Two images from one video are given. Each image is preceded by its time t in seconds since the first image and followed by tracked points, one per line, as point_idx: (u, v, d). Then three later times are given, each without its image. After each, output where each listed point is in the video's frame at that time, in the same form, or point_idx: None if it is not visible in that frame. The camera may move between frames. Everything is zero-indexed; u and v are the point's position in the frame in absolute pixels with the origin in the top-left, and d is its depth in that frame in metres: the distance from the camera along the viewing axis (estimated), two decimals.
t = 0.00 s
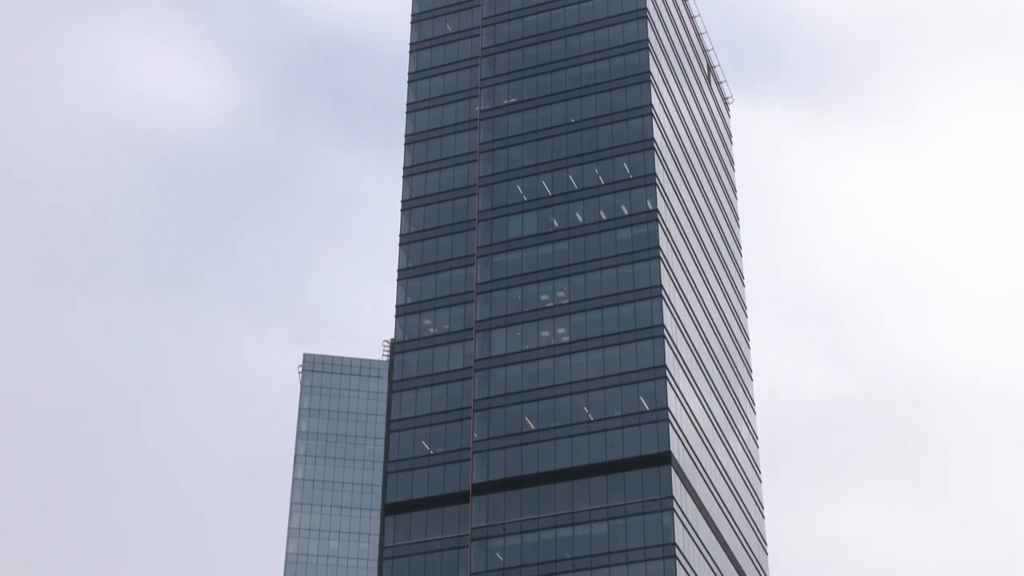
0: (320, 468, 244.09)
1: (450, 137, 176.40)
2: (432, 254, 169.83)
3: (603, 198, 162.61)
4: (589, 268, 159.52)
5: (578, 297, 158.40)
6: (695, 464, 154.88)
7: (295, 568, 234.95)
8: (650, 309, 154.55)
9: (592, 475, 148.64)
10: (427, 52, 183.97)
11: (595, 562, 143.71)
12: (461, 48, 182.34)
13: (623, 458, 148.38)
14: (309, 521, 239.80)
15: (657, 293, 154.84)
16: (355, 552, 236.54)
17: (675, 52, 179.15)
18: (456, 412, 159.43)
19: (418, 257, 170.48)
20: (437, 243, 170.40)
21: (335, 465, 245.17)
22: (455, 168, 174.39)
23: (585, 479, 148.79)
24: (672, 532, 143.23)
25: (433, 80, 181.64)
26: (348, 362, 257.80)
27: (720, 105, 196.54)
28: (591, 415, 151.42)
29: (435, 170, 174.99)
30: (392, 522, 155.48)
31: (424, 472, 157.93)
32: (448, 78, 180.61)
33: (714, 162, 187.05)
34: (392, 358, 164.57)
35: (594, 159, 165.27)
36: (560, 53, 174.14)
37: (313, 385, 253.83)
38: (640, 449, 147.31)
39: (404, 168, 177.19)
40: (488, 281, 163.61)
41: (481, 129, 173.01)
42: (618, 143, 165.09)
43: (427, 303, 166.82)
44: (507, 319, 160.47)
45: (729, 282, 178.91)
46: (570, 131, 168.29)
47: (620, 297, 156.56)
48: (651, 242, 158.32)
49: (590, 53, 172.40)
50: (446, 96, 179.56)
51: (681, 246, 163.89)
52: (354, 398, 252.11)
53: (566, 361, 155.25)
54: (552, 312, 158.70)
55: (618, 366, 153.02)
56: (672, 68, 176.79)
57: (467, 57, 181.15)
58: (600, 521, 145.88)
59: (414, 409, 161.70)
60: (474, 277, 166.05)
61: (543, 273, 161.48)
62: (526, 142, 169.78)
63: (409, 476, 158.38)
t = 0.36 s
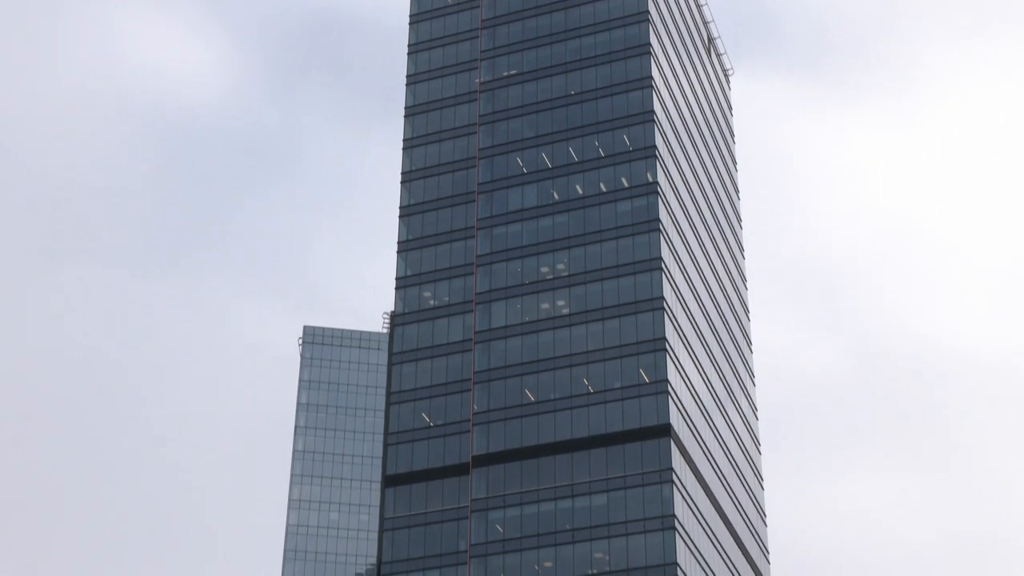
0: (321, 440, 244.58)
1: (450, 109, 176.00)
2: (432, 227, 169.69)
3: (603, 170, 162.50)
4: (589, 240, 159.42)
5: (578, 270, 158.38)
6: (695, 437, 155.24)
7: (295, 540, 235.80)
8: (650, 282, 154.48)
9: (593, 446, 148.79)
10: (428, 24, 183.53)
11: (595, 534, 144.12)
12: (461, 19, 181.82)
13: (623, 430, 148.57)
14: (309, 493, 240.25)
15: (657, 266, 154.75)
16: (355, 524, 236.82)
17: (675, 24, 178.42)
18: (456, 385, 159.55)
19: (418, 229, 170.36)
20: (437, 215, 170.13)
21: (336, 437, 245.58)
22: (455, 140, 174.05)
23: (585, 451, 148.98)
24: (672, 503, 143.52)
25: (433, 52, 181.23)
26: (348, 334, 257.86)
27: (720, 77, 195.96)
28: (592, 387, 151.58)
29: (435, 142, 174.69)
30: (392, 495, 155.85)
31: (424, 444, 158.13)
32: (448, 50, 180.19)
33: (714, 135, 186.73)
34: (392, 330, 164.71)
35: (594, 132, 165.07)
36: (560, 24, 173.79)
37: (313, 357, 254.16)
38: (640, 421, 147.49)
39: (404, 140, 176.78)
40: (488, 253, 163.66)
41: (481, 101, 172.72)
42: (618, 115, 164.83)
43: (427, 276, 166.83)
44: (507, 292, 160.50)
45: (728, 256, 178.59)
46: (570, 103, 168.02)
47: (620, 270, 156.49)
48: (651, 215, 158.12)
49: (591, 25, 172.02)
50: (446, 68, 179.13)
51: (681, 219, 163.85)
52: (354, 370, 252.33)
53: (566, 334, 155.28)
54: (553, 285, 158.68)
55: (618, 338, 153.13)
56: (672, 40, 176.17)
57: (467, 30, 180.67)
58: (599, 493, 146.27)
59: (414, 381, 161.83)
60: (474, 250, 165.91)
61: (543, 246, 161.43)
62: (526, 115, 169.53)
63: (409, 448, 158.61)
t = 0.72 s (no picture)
0: (321, 416, 245.01)
1: (450, 85, 175.70)
2: (432, 203, 169.59)
3: (603, 146, 162.40)
4: (589, 216, 159.39)
5: (578, 245, 158.39)
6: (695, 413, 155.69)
7: (295, 516, 236.61)
8: (650, 258, 154.50)
9: (592, 422, 149.04)
10: None
11: (595, 510, 144.49)
12: None
13: (623, 406, 148.82)
14: (309, 469, 240.71)
15: (657, 242, 154.74)
16: (355, 500, 237.46)
17: None
18: (456, 360, 159.64)
19: (418, 205, 170.26)
20: (437, 191, 170.06)
21: (336, 413, 245.91)
22: (455, 116, 173.78)
23: (585, 426, 149.23)
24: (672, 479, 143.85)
25: (433, 28, 180.90)
26: (348, 310, 257.93)
27: (720, 52, 195.69)
28: (592, 362, 151.76)
29: (435, 118, 174.45)
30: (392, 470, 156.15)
31: (424, 420, 158.40)
32: (448, 25, 179.83)
33: (715, 110, 186.52)
34: (392, 307, 164.75)
35: (594, 107, 164.89)
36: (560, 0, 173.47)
37: (313, 333, 254.37)
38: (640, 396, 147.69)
39: (404, 116, 176.47)
40: (488, 229, 163.63)
41: (481, 77, 172.49)
42: (618, 91, 164.61)
43: (427, 252, 166.86)
44: (507, 268, 160.55)
45: (728, 232, 178.59)
46: (570, 79, 167.76)
47: (620, 246, 156.50)
48: (651, 191, 158.05)
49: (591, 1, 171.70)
50: (446, 44, 178.80)
51: (681, 196, 163.85)
52: (354, 346, 252.43)
53: (566, 309, 155.40)
54: (552, 261, 158.72)
55: (618, 314, 153.25)
56: (672, 16, 175.80)
57: (467, 5, 180.25)
58: (599, 469, 146.58)
59: (413, 357, 162.04)
60: (474, 226, 165.77)
61: (543, 221, 161.39)
62: (525, 90, 169.29)
63: (409, 424, 158.87)
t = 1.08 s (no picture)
0: (321, 386, 245.32)
1: (450, 55, 175.38)
2: (432, 173, 169.45)
3: (603, 116, 162.17)
4: (589, 186, 159.30)
5: (578, 216, 158.36)
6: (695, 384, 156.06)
7: (295, 485, 237.20)
8: (650, 228, 154.49)
9: (592, 392, 149.29)
10: None
11: (594, 480, 144.85)
12: None
13: (623, 375, 149.08)
14: (309, 439, 241.09)
15: (657, 212, 154.70)
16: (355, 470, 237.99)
17: None
18: (456, 330, 159.82)
19: (418, 175, 170.09)
20: (437, 161, 169.89)
21: (336, 383, 246.29)
22: (455, 86, 173.53)
23: (585, 396, 149.49)
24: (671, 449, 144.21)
25: None
26: (348, 280, 257.98)
27: (720, 20, 195.24)
28: (592, 332, 151.91)
29: (435, 87, 174.16)
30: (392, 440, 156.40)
31: (424, 389, 158.63)
32: None
33: (714, 79, 186.27)
34: (392, 277, 164.76)
35: (594, 77, 164.58)
36: None
37: (313, 303, 254.50)
38: (640, 366, 147.91)
39: (404, 86, 176.08)
40: (488, 199, 163.51)
41: (481, 46, 172.12)
42: (618, 61, 164.28)
43: (427, 222, 166.81)
44: (507, 238, 160.56)
45: (728, 203, 178.60)
46: (570, 48, 167.41)
47: (620, 216, 156.49)
48: (651, 161, 157.92)
49: None
50: (446, 13, 178.40)
51: (681, 166, 163.77)
52: (354, 316, 252.56)
53: (566, 280, 155.48)
54: (552, 231, 158.72)
55: (618, 284, 153.36)
56: None
57: None
58: (599, 439, 146.89)
59: (413, 327, 162.18)
60: (474, 196, 165.71)
61: (543, 192, 161.28)
62: (525, 60, 168.92)
63: (409, 393, 159.11)
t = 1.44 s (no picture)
0: (321, 360, 245.35)
1: (450, 29, 174.84)
2: (432, 147, 169.08)
3: (603, 90, 161.72)
4: (589, 161, 158.94)
5: (578, 190, 158.08)
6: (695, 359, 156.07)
7: (295, 459, 237.46)
8: (650, 203, 154.20)
9: (592, 367, 149.23)
10: None
11: (594, 455, 144.87)
12: None
13: (623, 350, 149.00)
14: (309, 413, 241.18)
15: (657, 186, 154.41)
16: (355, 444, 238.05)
17: None
18: (456, 305, 159.85)
19: (418, 150, 169.72)
20: (437, 136, 169.47)
21: (336, 357, 246.36)
22: (455, 61, 173.06)
23: (585, 371, 149.42)
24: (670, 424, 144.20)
25: None
26: (348, 255, 257.73)
27: None
28: (592, 307, 151.77)
29: (435, 62, 173.64)
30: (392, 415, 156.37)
31: (424, 364, 158.66)
32: None
33: (714, 53, 185.66)
34: (392, 251, 164.52)
35: (594, 52, 164.03)
36: None
37: (313, 278, 254.32)
38: (640, 341, 147.83)
39: (404, 60, 175.56)
40: (488, 173, 163.18)
41: (481, 21, 171.52)
42: (618, 35, 163.71)
43: (427, 197, 166.53)
44: (507, 213, 160.28)
45: (728, 178, 178.29)
46: (570, 23, 166.80)
47: (620, 191, 156.20)
48: (651, 135, 157.53)
49: None
50: None
51: (681, 140, 163.38)
52: (354, 291, 252.39)
53: (566, 254, 155.28)
54: (552, 206, 158.45)
55: (618, 259, 153.16)
56: None
57: None
58: (598, 414, 146.87)
59: (413, 302, 162.08)
60: (474, 170, 165.36)
61: (543, 166, 160.95)
62: (525, 34, 168.35)
63: (409, 368, 159.10)
